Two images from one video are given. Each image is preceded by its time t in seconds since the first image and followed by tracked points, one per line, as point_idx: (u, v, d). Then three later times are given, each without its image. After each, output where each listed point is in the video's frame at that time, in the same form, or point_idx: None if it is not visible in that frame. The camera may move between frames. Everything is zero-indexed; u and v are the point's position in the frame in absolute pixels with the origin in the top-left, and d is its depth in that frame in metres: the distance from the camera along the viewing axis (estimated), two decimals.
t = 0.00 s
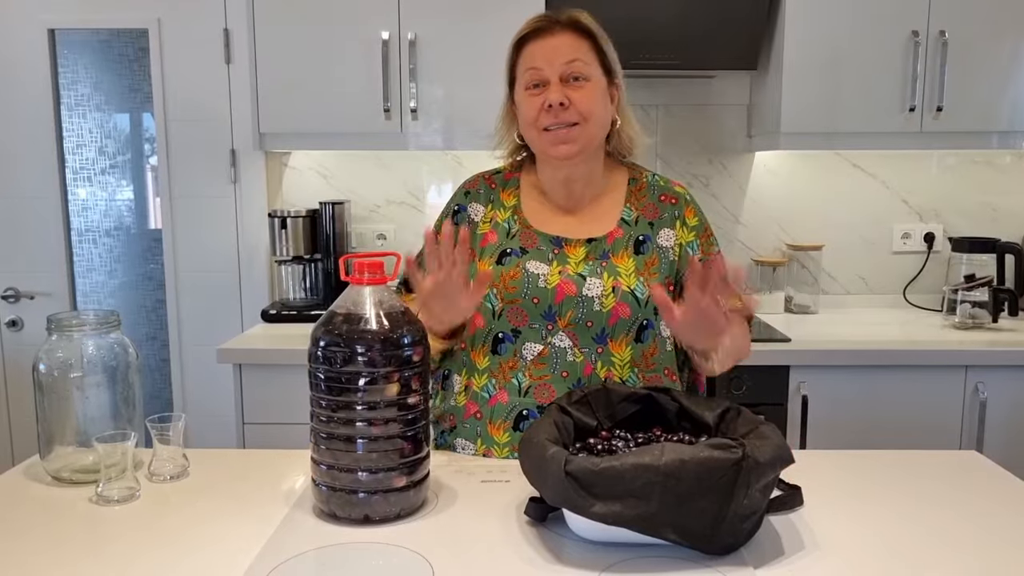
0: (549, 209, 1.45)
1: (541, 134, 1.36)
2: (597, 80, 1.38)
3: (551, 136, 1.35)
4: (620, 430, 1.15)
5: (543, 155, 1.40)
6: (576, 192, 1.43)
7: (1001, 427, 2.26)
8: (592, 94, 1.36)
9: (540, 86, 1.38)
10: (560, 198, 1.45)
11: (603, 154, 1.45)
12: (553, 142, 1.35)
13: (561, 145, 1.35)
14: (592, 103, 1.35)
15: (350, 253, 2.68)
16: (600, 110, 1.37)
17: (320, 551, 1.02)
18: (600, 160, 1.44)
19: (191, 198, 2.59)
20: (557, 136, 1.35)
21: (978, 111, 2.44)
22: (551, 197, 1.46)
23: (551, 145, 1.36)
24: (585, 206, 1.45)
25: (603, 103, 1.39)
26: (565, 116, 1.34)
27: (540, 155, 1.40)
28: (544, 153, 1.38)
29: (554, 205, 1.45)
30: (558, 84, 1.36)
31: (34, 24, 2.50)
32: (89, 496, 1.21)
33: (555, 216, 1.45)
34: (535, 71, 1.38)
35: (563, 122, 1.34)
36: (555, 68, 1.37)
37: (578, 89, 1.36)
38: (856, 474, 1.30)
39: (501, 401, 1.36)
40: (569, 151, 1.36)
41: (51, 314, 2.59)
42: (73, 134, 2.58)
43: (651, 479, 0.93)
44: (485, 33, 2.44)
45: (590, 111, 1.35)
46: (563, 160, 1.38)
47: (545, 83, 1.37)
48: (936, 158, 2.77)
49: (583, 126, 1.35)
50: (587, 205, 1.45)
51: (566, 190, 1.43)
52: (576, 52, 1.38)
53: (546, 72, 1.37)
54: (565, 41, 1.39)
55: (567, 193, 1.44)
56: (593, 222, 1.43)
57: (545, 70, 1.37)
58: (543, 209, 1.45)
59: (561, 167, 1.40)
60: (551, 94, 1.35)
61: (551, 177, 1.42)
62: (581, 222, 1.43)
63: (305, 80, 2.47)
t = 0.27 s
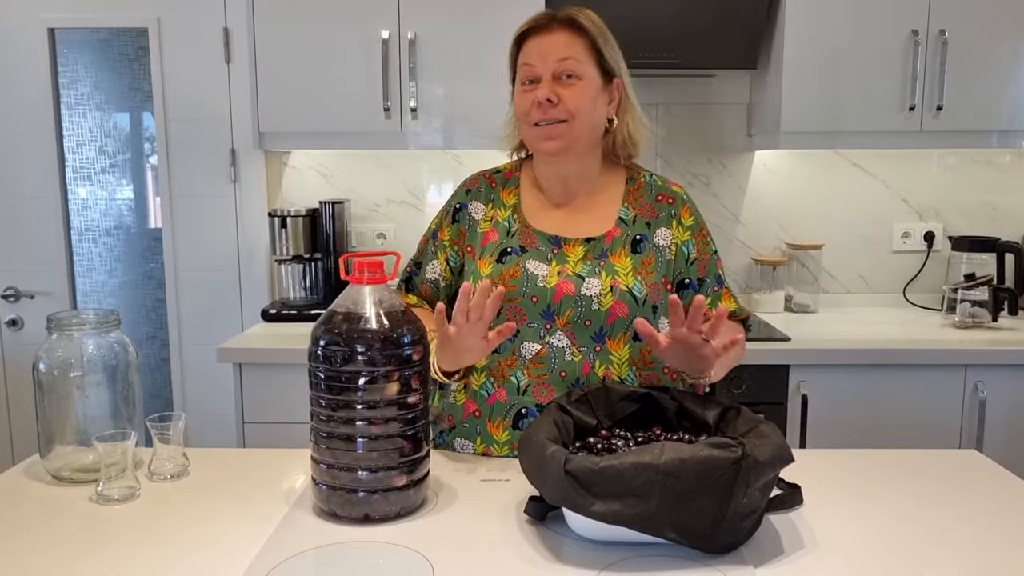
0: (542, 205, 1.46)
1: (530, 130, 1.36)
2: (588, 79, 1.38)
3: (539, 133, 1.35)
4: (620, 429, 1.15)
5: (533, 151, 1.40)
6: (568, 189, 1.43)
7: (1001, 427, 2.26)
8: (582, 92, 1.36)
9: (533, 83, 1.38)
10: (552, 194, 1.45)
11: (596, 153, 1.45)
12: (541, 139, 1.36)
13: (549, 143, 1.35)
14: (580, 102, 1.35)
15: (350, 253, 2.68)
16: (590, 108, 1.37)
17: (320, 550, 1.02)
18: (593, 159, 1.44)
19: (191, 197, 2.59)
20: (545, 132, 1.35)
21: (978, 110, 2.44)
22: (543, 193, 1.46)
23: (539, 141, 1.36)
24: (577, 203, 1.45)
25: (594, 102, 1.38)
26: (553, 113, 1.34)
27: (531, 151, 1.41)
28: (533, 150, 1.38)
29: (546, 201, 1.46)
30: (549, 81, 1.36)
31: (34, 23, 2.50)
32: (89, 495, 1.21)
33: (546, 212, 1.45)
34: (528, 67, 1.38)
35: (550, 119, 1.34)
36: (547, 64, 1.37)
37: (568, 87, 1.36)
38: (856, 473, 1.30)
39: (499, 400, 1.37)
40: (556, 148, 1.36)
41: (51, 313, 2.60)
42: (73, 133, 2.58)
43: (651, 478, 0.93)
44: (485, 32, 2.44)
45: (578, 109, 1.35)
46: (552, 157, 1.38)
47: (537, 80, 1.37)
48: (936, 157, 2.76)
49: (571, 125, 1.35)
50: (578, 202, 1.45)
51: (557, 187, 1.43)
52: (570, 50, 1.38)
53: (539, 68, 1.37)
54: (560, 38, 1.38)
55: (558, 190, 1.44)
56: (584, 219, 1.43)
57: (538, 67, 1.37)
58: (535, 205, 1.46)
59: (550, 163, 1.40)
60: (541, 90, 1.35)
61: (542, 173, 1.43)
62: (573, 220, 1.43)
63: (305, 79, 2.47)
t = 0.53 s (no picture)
0: (546, 203, 1.45)
1: (543, 127, 1.36)
2: (600, 80, 1.39)
3: (552, 131, 1.35)
4: (620, 430, 1.15)
5: (542, 150, 1.40)
6: (573, 189, 1.43)
7: (1001, 427, 2.26)
8: (595, 94, 1.37)
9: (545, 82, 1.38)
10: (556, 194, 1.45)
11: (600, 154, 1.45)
12: (554, 137, 1.36)
13: (562, 140, 1.35)
14: (594, 102, 1.36)
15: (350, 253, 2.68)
16: (602, 110, 1.38)
17: (321, 551, 1.03)
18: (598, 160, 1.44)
19: (192, 198, 2.59)
20: (558, 131, 1.35)
21: (977, 110, 2.44)
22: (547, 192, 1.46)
23: (551, 139, 1.36)
24: (582, 203, 1.45)
25: (605, 104, 1.39)
26: (568, 112, 1.34)
27: (539, 149, 1.40)
28: (544, 148, 1.38)
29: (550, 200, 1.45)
30: (563, 81, 1.36)
31: (34, 24, 2.50)
32: (90, 496, 1.21)
33: (550, 210, 1.44)
34: (541, 67, 1.38)
35: (565, 118, 1.34)
36: (561, 65, 1.37)
37: (582, 88, 1.37)
38: (856, 474, 1.30)
39: (501, 394, 1.38)
40: (568, 147, 1.36)
41: (52, 314, 2.60)
42: (73, 134, 2.58)
43: (650, 479, 0.93)
44: (485, 33, 2.44)
45: (591, 110, 1.36)
46: (562, 156, 1.38)
47: (550, 79, 1.38)
48: (936, 157, 2.77)
49: (584, 124, 1.36)
50: (583, 202, 1.45)
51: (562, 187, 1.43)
52: (583, 51, 1.39)
53: (552, 68, 1.37)
54: (572, 40, 1.39)
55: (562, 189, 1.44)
56: (588, 218, 1.43)
57: (551, 66, 1.37)
58: (538, 204, 1.45)
59: (558, 162, 1.40)
60: (556, 90, 1.35)
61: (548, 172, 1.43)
62: (576, 219, 1.43)
63: (305, 80, 2.47)
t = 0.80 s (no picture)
0: (549, 203, 1.45)
1: (549, 129, 1.35)
2: (608, 83, 1.38)
3: (560, 133, 1.35)
4: (620, 430, 1.15)
5: (548, 151, 1.39)
6: (576, 190, 1.43)
7: (1001, 428, 2.26)
8: (603, 97, 1.36)
9: (553, 84, 1.37)
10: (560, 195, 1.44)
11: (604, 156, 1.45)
12: (561, 139, 1.35)
13: (569, 143, 1.35)
14: (602, 105, 1.35)
15: (350, 254, 2.68)
16: (610, 113, 1.37)
17: (321, 551, 1.03)
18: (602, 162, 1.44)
19: (192, 199, 2.59)
20: (566, 133, 1.34)
21: (978, 110, 2.44)
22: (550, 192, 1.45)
23: (558, 141, 1.36)
24: (585, 205, 1.44)
25: (613, 108, 1.38)
26: (576, 114, 1.33)
27: (544, 150, 1.40)
28: (550, 149, 1.38)
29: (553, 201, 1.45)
30: (571, 82, 1.36)
31: (35, 26, 2.51)
32: (90, 497, 1.21)
33: (553, 211, 1.44)
34: (550, 68, 1.38)
35: (573, 120, 1.34)
36: (570, 67, 1.37)
37: (590, 90, 1.36)
38: (856, 474, 1.30)
39: (502, 388, 1.37)
40: (575, 149, 1.36)
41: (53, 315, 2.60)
42: (73, 135, 2.58)
43: (650, 479, 0.93)
44: (485, 34, 2.45)
45: (599, 113, 1.35)
46: (568, 158, 1.38)
47: (558, 81, 1.37)
48: (936, 158, 2.77)
49: (591, 127, 1.35)
50: (587, 204, 1.44)
51: (566, 188, 1.43)
52: (592, 54, 1.38)
53: (561, 70, 1.37)
54: (581, 42, 1.39)
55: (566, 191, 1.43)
56: (591, 220, 1.43)
57: (560, 68, 1.37)
58: (541, 204, 1.45)
59: (564, 163, 1.39)
60: (565, 92, 1.35)
61: (552, 173, 1.42)
62: (579, 219, 1.43)
63: (306, 81, 2.48)
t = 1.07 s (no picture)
0: (550, 199, 1.45)
1: (552, 123, 1.36)
2: (611, 80, 1.39)
3: (563, 127, 1.35)
4: (619, 430, 1.15)
5: (550, 146, 1.39)
6: (578, 186, 1.43)
7: (1000, 427, 2.26)
8: (605, 93, 1.37)
9: (556, 79, 1.38)
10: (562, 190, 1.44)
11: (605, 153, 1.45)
12: (563, 133, 1.35)
13: (571, 137, 1.35)
14: (604, 101, 1.36)
15: (350, 254, 2.68)
16: (611, 109, 1.38)
17: (320, 550, 1.03)
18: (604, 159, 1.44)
19: (192, 199, 2.59)
20: (568, 127, 1.35)
21: (978, 110, 2.44)
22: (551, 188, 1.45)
23: (560, 135, 1.36)
24: (586, 202, 1.44)
25: (614, 104, 1.39)
26: (579, 108, 1.34)
27: (546, 145, 1.40)
28: (552, 143, 1.38)
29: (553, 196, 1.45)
30: (574, 78, 1.36)
31: (34, 25, 2.50)
32: (89, 497, 1.21)
33: (554, 207, 1.44)
34: (553, 63, 1.38)
35: (575, 113, 1.34)
36: (573, 62, 1.37)
37: (592, 86, 1.37)
38: (855, 473, 1.30)
39: (501, 388, 1.37)
40: (577, 144, 1.36)
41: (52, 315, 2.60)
42: (73, 134, 2.58)
43: (649, 478, 0.93)
44: (485, 33, 2.44)
45: (601, 109, 1.36)
46: (570, 152, 1.38)
47: (561, 76, 1.37)
48: (936, 157, 2.77)
49: (594, 122, 1.35)
50: (588, 200, 1.45)
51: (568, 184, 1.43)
52: (595, 50, 1.39)
53: (564, 65, 1.37)
54: (584, 39, 1.39)
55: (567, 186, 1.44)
56: (591, 217, 1.43)
57: (563, 63, 1.37)
58: (542, 200, 1.45)
59: (565, 158, 1.39)
60: (567, 86, 1.35)
61: (554, 169, 1.42)
62: (578, 216, 1.43)
63: (305, 81, 2.47)
